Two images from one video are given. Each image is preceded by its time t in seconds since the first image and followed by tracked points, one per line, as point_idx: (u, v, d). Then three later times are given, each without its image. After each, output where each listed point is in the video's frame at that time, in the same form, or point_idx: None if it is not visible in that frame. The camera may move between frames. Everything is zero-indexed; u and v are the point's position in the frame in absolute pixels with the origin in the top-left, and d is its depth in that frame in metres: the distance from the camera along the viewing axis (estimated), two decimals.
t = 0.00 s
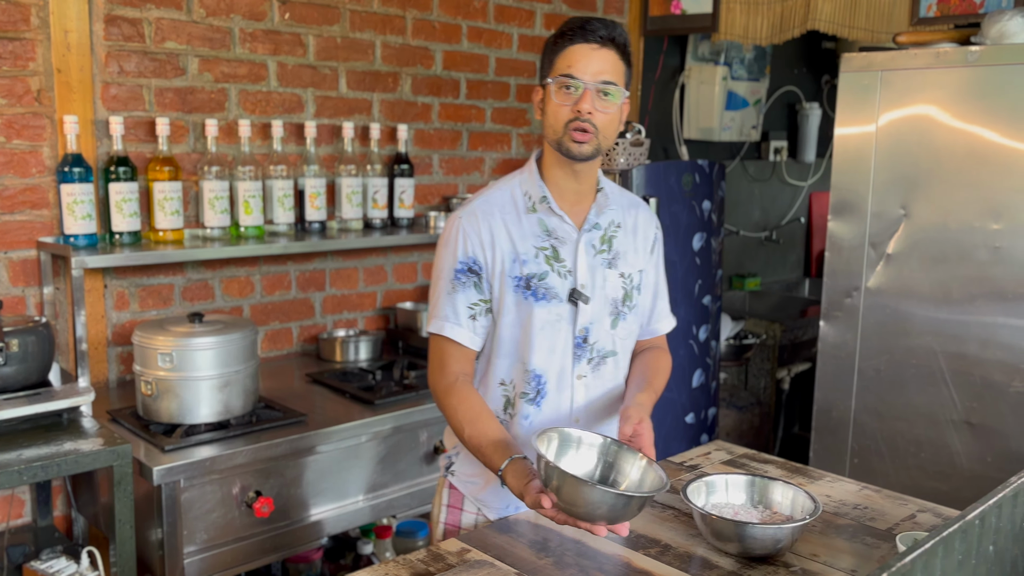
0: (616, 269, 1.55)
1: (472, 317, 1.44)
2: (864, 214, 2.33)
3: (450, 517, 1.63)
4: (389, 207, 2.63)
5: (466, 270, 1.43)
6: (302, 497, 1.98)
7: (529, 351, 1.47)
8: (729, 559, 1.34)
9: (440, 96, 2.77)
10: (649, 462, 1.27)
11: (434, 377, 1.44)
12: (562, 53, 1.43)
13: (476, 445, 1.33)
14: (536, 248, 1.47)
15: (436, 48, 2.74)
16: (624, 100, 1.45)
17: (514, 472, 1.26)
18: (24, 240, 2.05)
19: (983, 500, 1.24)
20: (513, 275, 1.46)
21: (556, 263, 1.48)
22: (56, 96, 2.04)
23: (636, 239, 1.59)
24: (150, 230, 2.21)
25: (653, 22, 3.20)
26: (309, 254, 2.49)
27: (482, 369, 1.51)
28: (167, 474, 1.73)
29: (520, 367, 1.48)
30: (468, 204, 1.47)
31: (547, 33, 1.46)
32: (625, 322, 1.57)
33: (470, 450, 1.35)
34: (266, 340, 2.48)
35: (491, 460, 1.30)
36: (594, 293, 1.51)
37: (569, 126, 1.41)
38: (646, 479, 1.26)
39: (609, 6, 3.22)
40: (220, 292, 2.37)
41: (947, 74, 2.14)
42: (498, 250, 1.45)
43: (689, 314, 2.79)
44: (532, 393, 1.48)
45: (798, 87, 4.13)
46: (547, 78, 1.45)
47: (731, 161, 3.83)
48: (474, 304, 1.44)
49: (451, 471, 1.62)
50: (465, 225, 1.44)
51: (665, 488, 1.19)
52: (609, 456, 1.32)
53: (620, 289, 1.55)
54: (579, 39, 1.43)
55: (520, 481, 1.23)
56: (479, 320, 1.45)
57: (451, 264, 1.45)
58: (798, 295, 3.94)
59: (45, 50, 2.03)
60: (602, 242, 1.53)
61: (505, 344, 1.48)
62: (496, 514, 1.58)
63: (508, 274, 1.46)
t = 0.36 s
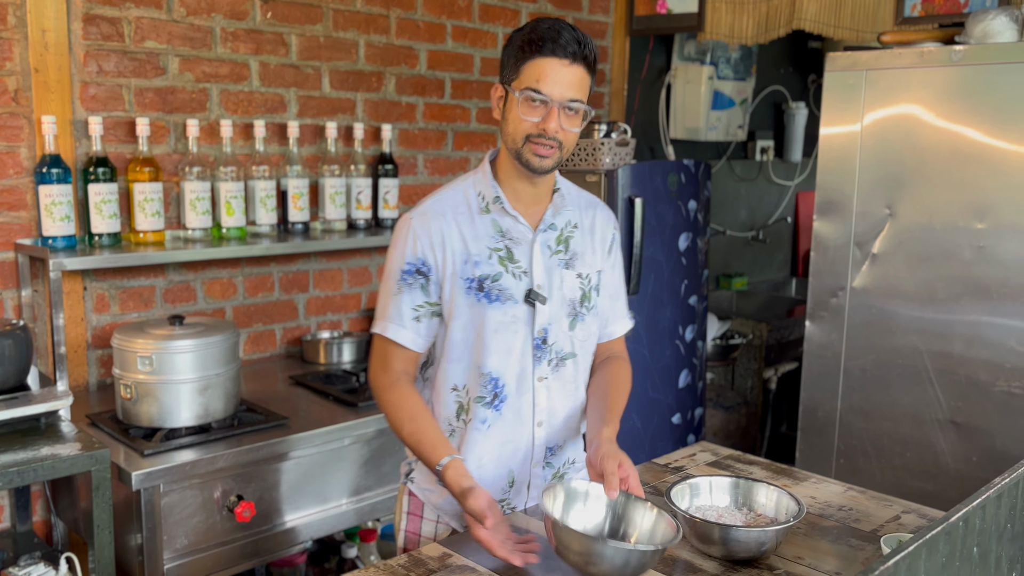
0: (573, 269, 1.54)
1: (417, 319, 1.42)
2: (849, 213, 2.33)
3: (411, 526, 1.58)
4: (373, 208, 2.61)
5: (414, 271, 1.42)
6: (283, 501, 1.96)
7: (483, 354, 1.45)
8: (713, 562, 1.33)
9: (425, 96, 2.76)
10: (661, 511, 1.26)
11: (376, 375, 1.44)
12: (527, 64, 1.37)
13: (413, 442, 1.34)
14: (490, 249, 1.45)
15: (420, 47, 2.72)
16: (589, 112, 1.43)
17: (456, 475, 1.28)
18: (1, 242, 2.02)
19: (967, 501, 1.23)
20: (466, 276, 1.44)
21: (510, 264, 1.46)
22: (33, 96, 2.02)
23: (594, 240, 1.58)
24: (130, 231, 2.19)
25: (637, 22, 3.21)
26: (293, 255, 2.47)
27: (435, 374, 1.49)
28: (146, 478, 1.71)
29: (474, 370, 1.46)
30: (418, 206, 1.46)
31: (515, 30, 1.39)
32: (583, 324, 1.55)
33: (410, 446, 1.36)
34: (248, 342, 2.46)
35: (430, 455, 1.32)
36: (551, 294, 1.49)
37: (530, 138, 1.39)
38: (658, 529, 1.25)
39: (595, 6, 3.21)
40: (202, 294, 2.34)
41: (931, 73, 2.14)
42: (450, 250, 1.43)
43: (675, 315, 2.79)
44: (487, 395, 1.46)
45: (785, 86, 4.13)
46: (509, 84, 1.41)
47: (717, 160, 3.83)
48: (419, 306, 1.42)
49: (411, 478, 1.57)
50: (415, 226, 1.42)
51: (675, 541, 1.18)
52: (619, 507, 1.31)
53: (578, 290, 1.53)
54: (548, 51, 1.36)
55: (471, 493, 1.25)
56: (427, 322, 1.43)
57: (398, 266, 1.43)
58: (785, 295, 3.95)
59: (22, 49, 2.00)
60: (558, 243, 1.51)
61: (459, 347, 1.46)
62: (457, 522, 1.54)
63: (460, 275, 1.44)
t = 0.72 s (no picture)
0: (534, 271, 1.52)
1: (357, 318, 1.43)
2: (836, 211, 2.32)
3: (374, 536, 1.54)
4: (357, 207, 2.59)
5: (363, 270, 1.41)
6: (266, 504, 1.94)
7: (440, 357, 1.44)
8: (696, 564, 1.32)
9: (410, 94, 2.74)
10: (650, 526, 1.21)
11: (314, 365, 1.46)
12: (539, 91, 1.33)
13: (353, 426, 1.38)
14: (447, 251, 1.44)
15: (406, 45, 2.70)
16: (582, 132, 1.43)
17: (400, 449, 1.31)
18: None
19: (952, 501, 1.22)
20: (422, 278, 1.43)
21: (469, 266, 1.45)
22: (10, 95, 1.99)
23: (555, 241, 1.56)
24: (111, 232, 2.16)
25: (625, 20, 3.18)
26: (276, 255, 2.45)
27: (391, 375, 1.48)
28: (124, 482, 1.69)
29: (431, 372, 1.45)
30: (372, 205, 1.45)
31: (526, 45, 1.33)
32: (544, 326, 1.53)
33: (349, 428, 1.39)
34: (231, 343, 2.44)
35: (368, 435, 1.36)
36: (511, 297, 1.48)
37: (535, 163, 1.37)
38: (651, 546, 1.20)
39: (581, 4, 3.19)
40: (184, 294, 2.32)
41: (917, 71, 2.13)
42: (404, 252, 1.42)
43: (662, 314, 2.78)
44: (445, 399, 1.45)
45: (773, 84, 4.12)
46: (513, 104, 1.35)
47: (705, 159, 3.82)
48: (362, 305, 1.42)
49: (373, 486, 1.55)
50: (368, 227, 1.41)
51: (670, 556, 1.13)
52: (609, 534, 1.25)
53: (539, 293, 1.52)
54: (560, 80, 1.33)
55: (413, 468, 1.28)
56: (368, 321, 1.43)
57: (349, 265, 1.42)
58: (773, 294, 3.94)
59: None
60: (518, 245, 1.49)
61: (415, 350, 1.45)
62: (422, 529, 1.52)
63: (416, 277, 1.43)
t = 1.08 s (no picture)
0: (521, 268, 1.53)
1: (357, 331, 1.37)
2: (822, 208, 2.31)
3: (364, 537, 1.51)
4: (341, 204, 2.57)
5: (361, 281, 1.35)
6: (246, 504, 1.92)
7: (439, 363, 1.42)
8: (675, 564, 1.30)
9: (395, 91, 2.71)
10: (628, 534, 1.19)
11: (303, 382, 1.38)
12: (533, 91, 1.34)
13: (371, 439, 1.33)
14: (443, 255, 1.42)
15: (390, 41, 2.68)
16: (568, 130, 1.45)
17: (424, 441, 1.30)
18: None
19: (932, 499, 1.20)
20: (420, 285, 1.40)
21: (464, 269, 1.43)
22: None
23: (534, 236, 1.58)
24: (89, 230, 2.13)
25: (614, 16, 3.20)
26: (258, 253, 2.42)
27: (382, 385, 1.45)
28: (99, 483, 1.66)
29: (429, 378, 1.43)
30: (360, 212, 1.39)
31: (521, 45, 1.34)
32: (531, 321, 1.55)
33: (360, 439, 1.34)
34: (213, 342, 2.41)
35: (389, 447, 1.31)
36: (505, 297, 1.48)
37: (524, 161, 1.38)
38: (629, 554, 1.18)
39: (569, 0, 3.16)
40: (165, 293, 2.29)
41: (903, 65, 2.12)
42: (401, 259, 1.38)
43: (649, 312, 2.76)
44: (445, 405, 1.44)
45: (763, 81, 4.10)
46: (505, 104, 1.35)
47: (695, 156, 3.80)
48: (361, 318, 1.36)
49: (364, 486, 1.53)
50: (362, 235, 1.36)
51: (649, 564, 1.11)
52: (585, 541, 1.23)
53: (528, 289, 1.53)
54: (553, 80, 1.35)
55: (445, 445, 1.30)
56: (367, 333, 1.38)
57: (342, 276, 1.36)
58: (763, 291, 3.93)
59: None
60: (505, 242, 1.50)
61: (411, 357, 1.43)
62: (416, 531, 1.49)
63: (414, 284, 1.40)
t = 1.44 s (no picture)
0: (569, 268, 1.55)
1: (420, 312, 1.41)
2: (811, 202, 2.28)
3: (394, 516, 1.55)
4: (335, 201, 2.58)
5: (425, 263, 1.41)
6: (232, 503, 1.91)
7: (483, 351, 1.47)
8: (653, 562, 1.29)
9: (382, 86, 2.69)
10: (603, 531, 1.18)
11: (371, 363, 1.40)
12: (594, 102, 1.36)
13: (439, 416, 1.34)
14: (497, 246, 1.46)
15: (377, 36, 2.65)
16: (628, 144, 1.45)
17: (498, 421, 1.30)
18: None
19: (914, 495, 1.18)
20: (475, 273, 1.44)
21: (516, 261, 1.47)
22: None
23: (591, 238, 1.60)
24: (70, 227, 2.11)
25: (604, 10, 3.12)
26: (243, 249, 2.40)
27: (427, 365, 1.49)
28: (75, 482, 1.64)
29: (471, 364, 1.47)
30: (426, 195, 1.44)
31: (586, 53, 1.36)
32: (573, 321, 1.58)
33: (430, 420, 1.35)
34: (198, 339, 2.40)
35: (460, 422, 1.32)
36: (550, 294, 1.51)
37: (579, 168, 1.40)
38: (606, 552, 1.17)
39: None
40: (149, 290, 2.27)
41: (892, 58, 2.09)
42: (460, 244, 1.43)
43: (639, 308, 2.74)
44: (484, 392, 1.48)
45: (756, 76, 4.07)
46: (566, 110, 1.38)
47: (688, 152, 3.77)
48: (425, 299, 1.41)
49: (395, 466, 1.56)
50: (425, 217, 1.41)
51: (626, 562, 1.10)
52: (561, 539, 1.22)
53: (573, 290, 1.56)
54: (615, 93, 1.36)
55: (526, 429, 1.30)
56: (428, 315, 1.42)
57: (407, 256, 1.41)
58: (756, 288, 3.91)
59: None
60: (557, 242, 1.52)
61: (458, 342, 1.46)
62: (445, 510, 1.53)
63: (469, 271, 1.44)
